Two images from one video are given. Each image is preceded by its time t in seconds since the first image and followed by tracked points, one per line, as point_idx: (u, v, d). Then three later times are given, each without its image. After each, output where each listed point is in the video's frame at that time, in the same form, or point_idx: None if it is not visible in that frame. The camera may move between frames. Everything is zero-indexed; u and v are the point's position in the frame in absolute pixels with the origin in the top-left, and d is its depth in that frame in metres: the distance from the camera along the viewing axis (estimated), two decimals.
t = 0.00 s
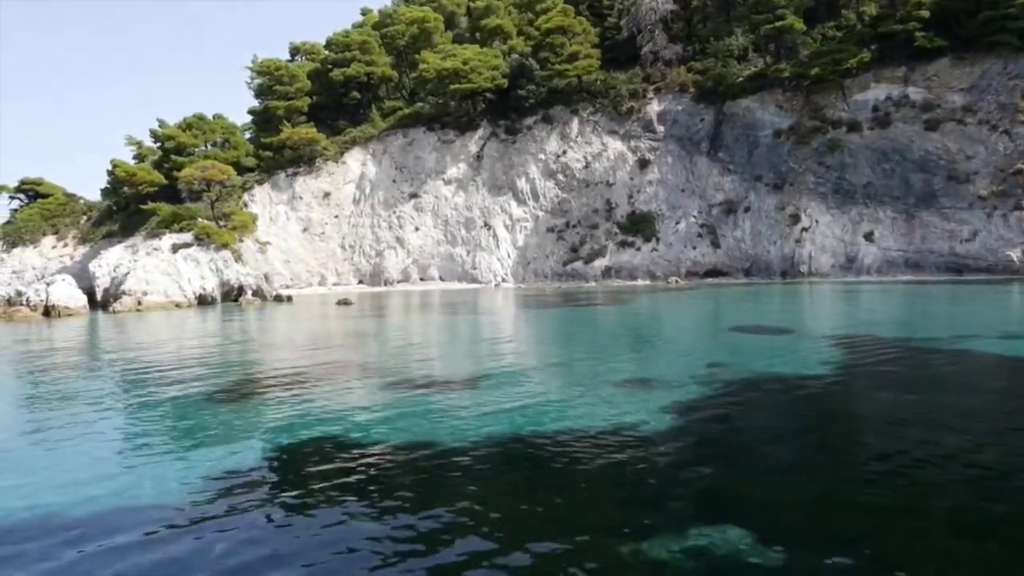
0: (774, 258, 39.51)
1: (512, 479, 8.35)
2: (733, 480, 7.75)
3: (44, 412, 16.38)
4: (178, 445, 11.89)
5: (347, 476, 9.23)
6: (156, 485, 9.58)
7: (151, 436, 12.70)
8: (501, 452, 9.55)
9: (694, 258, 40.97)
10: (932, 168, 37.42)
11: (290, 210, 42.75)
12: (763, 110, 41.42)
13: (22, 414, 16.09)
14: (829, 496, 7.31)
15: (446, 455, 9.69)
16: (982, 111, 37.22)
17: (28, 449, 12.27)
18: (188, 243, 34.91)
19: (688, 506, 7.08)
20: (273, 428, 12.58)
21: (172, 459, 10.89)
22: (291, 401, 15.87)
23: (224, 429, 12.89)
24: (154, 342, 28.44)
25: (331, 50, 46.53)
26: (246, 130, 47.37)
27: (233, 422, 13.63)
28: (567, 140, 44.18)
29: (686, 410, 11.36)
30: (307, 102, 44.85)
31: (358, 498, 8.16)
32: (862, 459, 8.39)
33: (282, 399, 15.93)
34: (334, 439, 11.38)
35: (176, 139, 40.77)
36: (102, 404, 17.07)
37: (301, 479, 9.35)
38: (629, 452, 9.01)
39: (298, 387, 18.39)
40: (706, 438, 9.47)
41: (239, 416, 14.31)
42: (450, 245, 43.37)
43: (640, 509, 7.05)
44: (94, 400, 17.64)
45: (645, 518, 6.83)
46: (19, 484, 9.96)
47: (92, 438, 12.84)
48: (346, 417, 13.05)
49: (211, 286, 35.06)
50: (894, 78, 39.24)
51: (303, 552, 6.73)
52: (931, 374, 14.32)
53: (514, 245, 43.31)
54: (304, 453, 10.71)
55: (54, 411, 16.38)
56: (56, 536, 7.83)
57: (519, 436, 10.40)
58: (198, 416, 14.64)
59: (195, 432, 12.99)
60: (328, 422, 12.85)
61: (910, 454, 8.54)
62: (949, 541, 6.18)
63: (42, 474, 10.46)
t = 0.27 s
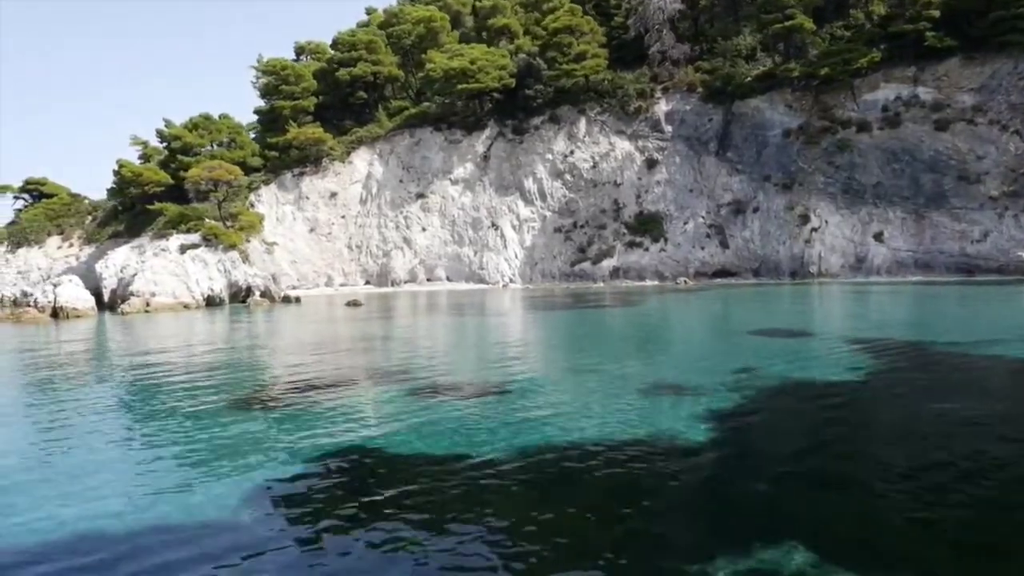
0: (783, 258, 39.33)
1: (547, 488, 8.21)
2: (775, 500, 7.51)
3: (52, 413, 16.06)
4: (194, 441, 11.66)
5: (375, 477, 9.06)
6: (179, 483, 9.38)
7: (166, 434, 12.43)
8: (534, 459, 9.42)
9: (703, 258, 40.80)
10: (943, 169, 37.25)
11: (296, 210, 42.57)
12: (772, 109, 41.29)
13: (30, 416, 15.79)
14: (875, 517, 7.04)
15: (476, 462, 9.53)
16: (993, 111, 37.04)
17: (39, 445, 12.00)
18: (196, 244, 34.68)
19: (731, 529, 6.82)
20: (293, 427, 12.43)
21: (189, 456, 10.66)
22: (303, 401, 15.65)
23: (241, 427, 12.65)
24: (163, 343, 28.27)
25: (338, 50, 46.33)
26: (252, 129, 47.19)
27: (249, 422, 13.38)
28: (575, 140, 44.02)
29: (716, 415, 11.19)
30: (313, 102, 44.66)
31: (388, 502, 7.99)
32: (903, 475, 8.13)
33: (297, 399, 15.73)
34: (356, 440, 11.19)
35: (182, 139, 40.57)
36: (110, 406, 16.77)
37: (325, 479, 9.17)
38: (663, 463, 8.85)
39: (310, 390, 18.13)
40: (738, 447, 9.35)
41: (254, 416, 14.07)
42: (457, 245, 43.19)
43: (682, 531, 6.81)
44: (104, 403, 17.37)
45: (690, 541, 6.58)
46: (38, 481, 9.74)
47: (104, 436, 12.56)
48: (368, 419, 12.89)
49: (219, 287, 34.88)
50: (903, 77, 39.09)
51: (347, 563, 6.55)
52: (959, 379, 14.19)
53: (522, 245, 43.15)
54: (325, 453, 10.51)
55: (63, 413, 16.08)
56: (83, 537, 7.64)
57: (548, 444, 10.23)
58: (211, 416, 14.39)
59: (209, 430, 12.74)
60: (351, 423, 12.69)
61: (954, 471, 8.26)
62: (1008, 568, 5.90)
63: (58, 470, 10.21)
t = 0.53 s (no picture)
0: (793, 259, 39.18)
1: (593, 510, 8.02)
2: (836, 528, 7.26)
3: (66, 418, 15.78)
4: (219, 456, 11.43)
5: (415, 494, 8.90)
6: (211, 503, 9.17)
7: (189, 446, 12.19)
8: (575, 477, 9.27)
9: (712, 260, 40.64)
10: (955, 170, 37.04)
11: (304, 211, 42.37)
12: (781, 110, 41.14)
13: (43, 421, 15.51)
14: (945, 548, 6.76)
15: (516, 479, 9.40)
16: (1005, 112, 36.80)
17: (61, 456, 11.79)
18: (205, 246, 34.62)
19: (798, 561, 6.56)
20: (319, 437, 12.26)
21: (218, 472, 10.46)
22: (322, 410, 15.41)
23: (264, 440, 12.42)
24: (173, 346, 28.08)
25: (344, 50, 46.07)
26: (258, 129, 46.94)
27: (271, 433, 13.14)
28: (583, 141, 43.83)
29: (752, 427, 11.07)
30: (320, 103, 44.44)
31: (432, 523, 7.83)
32: (963, 500, 7.88)
33: (316, 408, 15.51)
34: (386, 453, 11.01)
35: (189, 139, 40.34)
36: (122, 411, 16.48)
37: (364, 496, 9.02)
38: (710, 485, 8.64)
39: (325, 395, 17.89)
40: (783, 467, 9.19)
41: (275, 426, 13.82)
42: (465, 246, 43.01)
43: (746, 564, 6.54)
44: (118, 407, 17.11)
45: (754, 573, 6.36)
46: (68, 499, 9.55)
47: (125, 447, 12.31)
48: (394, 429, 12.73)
49: (228, 289, 34.68)
50: (914, 78, 38.93)
51: None
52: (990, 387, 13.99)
53: (530, 247, 42.94)
54: (356, 467, 10.32)
55: (76, 418, 15.81)
56: (124, 565, 7.46)
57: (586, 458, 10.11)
58: (231, 426, 14.14)
59: (233, 442, 12.51)
60: (378, 432, 12.53)
61: (1015, 495, 7.99)
62: None
63: (83, 487, 10.00)
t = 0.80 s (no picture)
0: (804, 263, 39.03)
1: (637, 538, 7.79)
2: (896, 558, 7.03)
3: (81, 436, 15.51)
4: (246, 479, 11.23)
5: (455, 520, 8.76)
6: (243, 535, 8.94)
7: (212, 466, 11.96)
8: (615, 497, 9.13)
9: (722, 263, 40.49)
10: (966, 172, 36.82)
11: (312, 214, 42.18)
12: (791, 112, 41.00)
13: (59, 440, 15.25)
14: None
15: (555, 499, 9.24)
16: (1017, 114, 36.53)
17: (85, 483, 11.60)
18: (214, 250, 34.54)
19: None
20: (345, 452, 12.06)
21: (248, 497, 10.27)
22: (341, 418, 15.15)
23: (288, 457, 12.20)
24: (183, 351, 27.86)
25: (351, 51, 45.81)
26: (264, 131, 46.69)
27: (293, 447, 12.91)
28: (592, 143, 43.65)
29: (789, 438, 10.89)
30: (327, 104, 44.21)
31: (475, 555, 7.61)
32: None
33: (334, 414, 15.27)
34: (417, 472, 10.84)
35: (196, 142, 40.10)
36: (137, 426, 16.21)
37: (402, 522, 8.87)
38: (757, 508, 8.43)
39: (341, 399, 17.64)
40: (828, 484, 9.01)
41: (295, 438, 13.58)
42: (474, 249, 42.86)
43: None
44: (133, 422, 16.87)
45: None
46: (98, 529, 9.38)
47: (146, 470, 12.09)
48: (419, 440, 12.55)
49: (238, 293, 34.49)
50: (925, 80, 38.78)
51: None
52: None
53: (538, 249, 42.76)
54: (389, 490, 10.17)
55: (91, 435, 15.55)
56: None
57: (623, 474, 9.94)
58: (250, 439, 13.90)
59: (256, 462, 12.28)
60: (405, 444, 12.34)
61: None
62: None
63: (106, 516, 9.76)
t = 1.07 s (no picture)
0: (812, 265, 38.85)
1: (675, 567, 7.62)
2: None
3: (92, 446, 15.22)
4: (269, 495, 11.02)
5: (485, 546, 8.59)
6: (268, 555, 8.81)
7: (232, 481, 11.73)
8: (647, 521, 8.96)
9: (730, 266, 40.34)
10: (976, 175, 36.63)
11: (318, 216, 42.00)
12: (800, 114, 40.85)
13: (70, 450, 14.97)
14: None
15: (592, 523, 9.10)
16: None
17: (105, 498, 11.37)
18: (221, 253, 34.42)
19: None
20: (370, 469, 11.88)
21: (273, 517, 10.05)
22: (357, 430, 14.93)
23: (309, 472, 11.98)
24: (191, 355, 27.65)
25: (357, 52, 45.59)
26: (270, 133, 46.49)
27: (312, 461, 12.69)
28: (599, 145, 43.49)
29: (822, 459, 10.76)
30: (333, 106, 43.99)
31: None
32: None
33: (352, 425, 15.13)
34: (441, 491, 10.69)
35: (202, 144, 39.89)
36: (148, 436, 15.93)
37: (437, 548, 8.71)
38: (795, 535, 8.26)
39: (354, 407, 17.41)
40: (865, 508, 8.84)
41: (314, 449, 13.35)
42: (480, 251, 42.71)
43: None
44: (144, 429, 16.59)
45: None
46: (120, 552, 9.23)
47: (164, 485, 11.84)
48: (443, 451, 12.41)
49: (245, 297, 34.32)
50: (935, 82, 38.62)
51: None
52: None
53: (545, 251, 42.57)
54: (414, 511, 10.01)
55: (102, 445, 15.26)
56: None
57: (658, 495, 9.81)
58: (267, 451, 13.65)
59: (276, 475, 12.14)
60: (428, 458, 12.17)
61: None
62: None
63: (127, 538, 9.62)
